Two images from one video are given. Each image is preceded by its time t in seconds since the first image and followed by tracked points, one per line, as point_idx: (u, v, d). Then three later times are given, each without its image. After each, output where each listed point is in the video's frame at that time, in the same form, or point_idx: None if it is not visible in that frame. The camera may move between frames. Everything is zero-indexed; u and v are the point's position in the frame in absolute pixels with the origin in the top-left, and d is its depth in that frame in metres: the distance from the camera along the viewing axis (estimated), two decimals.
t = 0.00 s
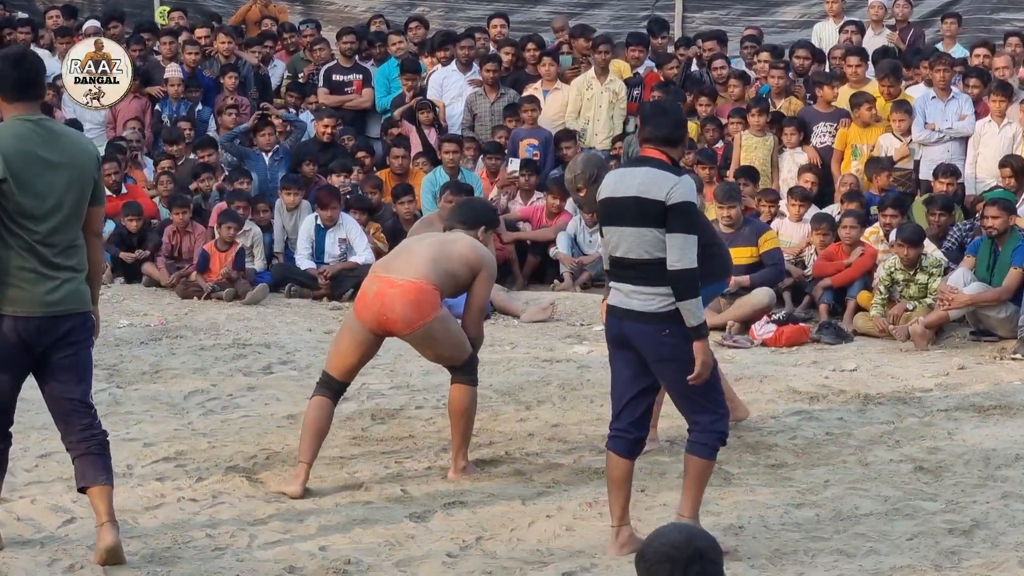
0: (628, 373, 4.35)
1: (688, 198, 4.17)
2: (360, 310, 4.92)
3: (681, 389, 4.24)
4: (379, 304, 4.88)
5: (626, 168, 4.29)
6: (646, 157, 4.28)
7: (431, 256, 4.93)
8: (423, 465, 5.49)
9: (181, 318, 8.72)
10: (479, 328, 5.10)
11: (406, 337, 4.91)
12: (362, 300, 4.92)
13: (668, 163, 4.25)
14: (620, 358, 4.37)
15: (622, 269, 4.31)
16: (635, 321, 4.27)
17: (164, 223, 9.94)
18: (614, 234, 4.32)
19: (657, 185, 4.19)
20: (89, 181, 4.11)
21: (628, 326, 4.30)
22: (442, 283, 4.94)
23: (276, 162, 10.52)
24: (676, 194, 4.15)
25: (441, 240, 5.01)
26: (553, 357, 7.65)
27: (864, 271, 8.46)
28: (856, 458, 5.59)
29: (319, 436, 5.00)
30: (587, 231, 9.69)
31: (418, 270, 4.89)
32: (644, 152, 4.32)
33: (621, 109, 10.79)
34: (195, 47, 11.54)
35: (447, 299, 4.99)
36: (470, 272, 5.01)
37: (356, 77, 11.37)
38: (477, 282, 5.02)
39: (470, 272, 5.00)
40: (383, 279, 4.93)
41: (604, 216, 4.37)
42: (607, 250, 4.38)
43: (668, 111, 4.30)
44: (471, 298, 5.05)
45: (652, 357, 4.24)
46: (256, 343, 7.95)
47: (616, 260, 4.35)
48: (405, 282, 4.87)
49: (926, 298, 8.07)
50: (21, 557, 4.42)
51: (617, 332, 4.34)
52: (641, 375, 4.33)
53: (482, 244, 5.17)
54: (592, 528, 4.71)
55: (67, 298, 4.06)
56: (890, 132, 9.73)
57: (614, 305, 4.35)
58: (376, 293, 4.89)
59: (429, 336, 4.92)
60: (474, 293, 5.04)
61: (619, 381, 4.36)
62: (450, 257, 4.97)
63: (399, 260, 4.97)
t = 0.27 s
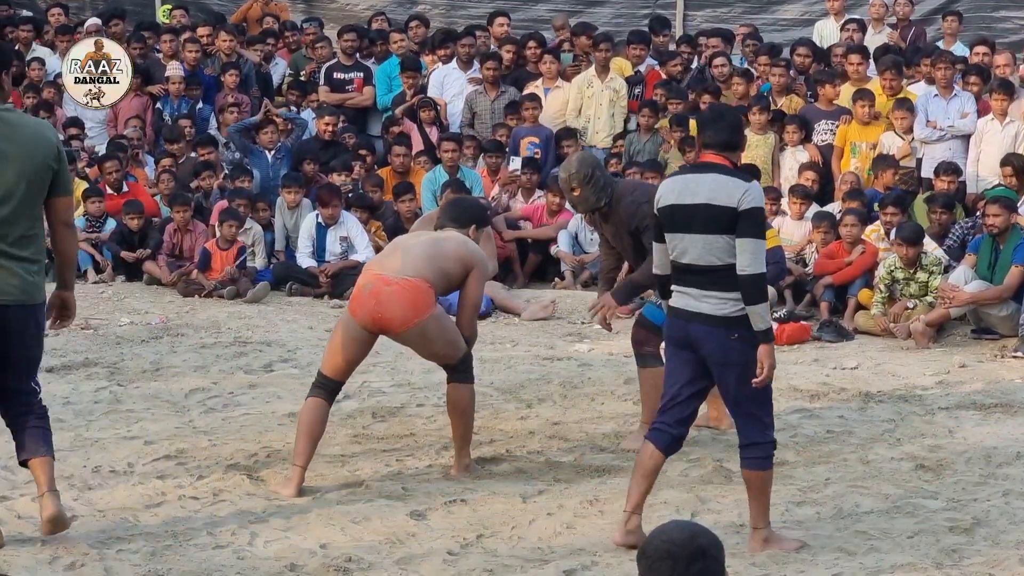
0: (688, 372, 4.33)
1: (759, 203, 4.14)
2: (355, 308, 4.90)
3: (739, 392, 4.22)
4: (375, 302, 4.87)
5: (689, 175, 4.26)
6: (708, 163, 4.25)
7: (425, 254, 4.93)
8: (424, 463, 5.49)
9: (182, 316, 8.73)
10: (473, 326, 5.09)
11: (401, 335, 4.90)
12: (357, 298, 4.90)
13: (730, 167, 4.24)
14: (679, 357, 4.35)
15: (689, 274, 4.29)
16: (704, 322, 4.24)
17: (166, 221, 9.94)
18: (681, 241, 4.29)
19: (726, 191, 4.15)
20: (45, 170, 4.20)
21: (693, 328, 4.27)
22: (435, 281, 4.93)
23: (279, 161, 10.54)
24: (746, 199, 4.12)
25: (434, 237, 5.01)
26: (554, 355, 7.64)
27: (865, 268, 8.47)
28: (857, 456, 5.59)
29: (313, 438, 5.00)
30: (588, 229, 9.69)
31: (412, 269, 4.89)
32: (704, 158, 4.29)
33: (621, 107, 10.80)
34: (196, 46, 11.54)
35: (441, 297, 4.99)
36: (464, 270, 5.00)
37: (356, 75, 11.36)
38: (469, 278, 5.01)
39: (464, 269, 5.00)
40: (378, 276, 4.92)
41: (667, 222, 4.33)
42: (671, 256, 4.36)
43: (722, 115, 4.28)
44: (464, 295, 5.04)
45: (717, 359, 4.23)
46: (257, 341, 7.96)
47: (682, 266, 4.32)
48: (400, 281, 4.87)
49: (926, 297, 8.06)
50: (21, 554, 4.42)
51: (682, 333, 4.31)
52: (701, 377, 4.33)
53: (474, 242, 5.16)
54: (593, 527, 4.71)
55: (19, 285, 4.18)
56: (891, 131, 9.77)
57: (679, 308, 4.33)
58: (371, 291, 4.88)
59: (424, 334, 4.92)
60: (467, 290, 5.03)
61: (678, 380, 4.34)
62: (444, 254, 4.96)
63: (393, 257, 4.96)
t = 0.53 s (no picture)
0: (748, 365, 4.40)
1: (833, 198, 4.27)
2: (362, 308, 4.92)
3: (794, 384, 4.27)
4: (381, 301, 4.89)
5: (754, 169, 4.32)
6: (774, 158, 4.35)
7: (429, 251, 4.94)
8: (425, 461, 5.49)
9: (183, 314, 8.73)
10: (481, 322, 5.08)
11: (409, 333, 4.92)
12: (364, 297, 4.93)
13: (796, 161, 4.34)
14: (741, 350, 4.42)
15: (751, 267, 4.36)
16: (765, 315, 4.31)
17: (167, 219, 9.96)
18: (744, 234, 4.35)
19: (801, 185, 4.25)
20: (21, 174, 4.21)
21: (754, 321, 4.34)
22: (441, 278, 4.95)
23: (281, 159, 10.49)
24: (824, 195, 4.24)
25: (437, 234, 5.01)
26: (555, 354, 7.64)
27: (867, 266, 8.47)
28: (858, 454, 5.59)
29: (310, 438, 4.98)
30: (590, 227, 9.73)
31: (417, 267, 4.91)
32: (768, 151, 4.38)
33: (623, 105, 10.79)
34: (197, 43, 11.53)
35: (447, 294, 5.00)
36: (469, 265, 5.00)
37: (357, 74, 11.35)
38: (475, 273, 5.01)
39: (469, 264, 5.00)
40: (384, 276, 4.94)
41: (728, 215, 4.38)
42: (731, 248, 4.41)
43: (782, 110, 4.41)
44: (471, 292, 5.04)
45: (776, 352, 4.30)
46: (258, 339, 7.96)
47: (744, 259, 4.38)
48: (405, 279, 4.90)
49: (928, 295, 8.08)
50: (22, 552, 4.42)
51: (744, 327, 4.38)
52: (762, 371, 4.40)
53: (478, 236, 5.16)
54: (593, 525, 4.71)
55: None
56: (893, 130, 9.73)
57: (737, 301, 4.40)
58: (377, 291, 4.90)
59: (431, 332, 4.93)
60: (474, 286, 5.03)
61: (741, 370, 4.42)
62: (449, 251, 4.97)
63: (399, 255, 4.98)
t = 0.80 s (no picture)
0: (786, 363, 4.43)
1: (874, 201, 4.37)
2: (366, 312, 4.91)
3: (824, 382, 4.30)
4: (386, 305, 4.87)
5: (797, 172, 4.37)
6: (814, 160, 4.40)
7: (431, 253, 4.94)
8: (427, 462, 5.50)
9: (186, 315, 8.74)
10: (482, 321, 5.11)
11: (413, 336, 4.92)
12: (367, 301, 4.91)
13: (836, 164, 4.40)
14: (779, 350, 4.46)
15: (792, 268, 4.39)
16: (805, 313, 4.34)
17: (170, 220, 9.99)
18: (787, 235, 4.38)
19: (845, 188, 4.33)
20: (9, 180, 4.38)
21: (793, 320, 4.37)
22: (444, 281, 4.96)
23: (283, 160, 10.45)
24: (868, 200, 4.33)
25: (437, 236, 5.02)
26: (557, 354, 7.64)
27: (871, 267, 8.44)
28: (861, 455, 5.59)
29: (313, 439, 4.99)
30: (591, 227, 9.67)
31: (421, 270, 4.90)
32: (807, 154, 4.43)
33: (626, 105, 10.79)
34: (200, 44, 11.51)
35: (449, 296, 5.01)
36: (469, 265, 5.02)
37: (359, 74, 11.38)
38: (477, 274, 5.03)
39: (469, 264, 5.01)
40: (388, 280, 4.92)
41: (770, 216, 4.41)
42: (771, 249, 4.44)
43: (824, 113, 4.40)
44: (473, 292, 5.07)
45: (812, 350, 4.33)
46: (260, 340, 7.96)
47: (784, 260, 4.41)
48: (409, 282, 4.89)
49: (930, 296, 8.09)
50: (25, 553, 4.42)
51: (782, 325, 4.39)
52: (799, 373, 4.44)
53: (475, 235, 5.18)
54: (596, 526, 4.71)
55: None
56: (896, 131, 9.66)
57: (774, 299, 4.42)
58: (382, 295, 4.89)
59: (435, 334, 4.94)
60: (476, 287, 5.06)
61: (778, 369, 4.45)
62: (451, 253, 4.98)
63: (400, 258, 4.97)
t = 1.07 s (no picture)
0: (827, 360, 4.52)
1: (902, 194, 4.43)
2: (369, 315, 4.91)
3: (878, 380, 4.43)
4: (389, 308, 4.88)
5: (824, 172, 4.45)
6: (840, 160, 4.47)
7: (434, 256, 4.94)
8: (429, 463, 5.50)
9: (188, 316, 8.75)
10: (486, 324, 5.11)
11: (416, 339, 4.93)
12: (371, 303, 4.92)
13: (862, 161, 4.47)
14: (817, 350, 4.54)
15: (827, 267, 4.48)
16: (847, 314, 4.43)
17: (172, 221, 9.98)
18: (819, 235, 4.47)
19: (873, 184, 4.39)
20: (4, 171, 4.66)
21: (834, 321, 4.46)
22: (448, 283, 4.96)
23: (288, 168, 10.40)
24: (895, 194, 4.38)
25: (442, 237, 5.02)
26: (559, 356, 7.65)
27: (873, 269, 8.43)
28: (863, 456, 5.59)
29: (315, 441, 4.98)
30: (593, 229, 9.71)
31: (424, 273, 4.91)
32: (833, 154, 4.50)
33: (628, 107, 10.79)
34: (202, 45, 11.52)
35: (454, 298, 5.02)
36: (474, 267, 5.02)
37: (362, 75, 11.41)
38: (481, 276, 5.03)
39: (473, 265, 5.01)
40: (391, 283, 4.93)
41: (801, 217, 4.50)
42: (805, 249, 4.53)
43: (848, 115, 4.47)
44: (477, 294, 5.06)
45: (861, 348, 4.42)
46: (263, 341, 7.97)
47: (818, 259, 4.50)
48: (413, 285, 4.90)
49: (932, 298, 8.08)
50: (28, 554, 4.43)
51: (822, 327, 4.49)
52: (839, 370, 4.53)
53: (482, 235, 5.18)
54: (598, 526, 4.72)
55: None
56: (898, 132, 9.69)
57: (815, 301, 4.52)
58: (385, 297, 4.90)
59: (439, 337, 4.95)
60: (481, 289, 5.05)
61: (818, 368, 4.53)
62: (455, 255, 4.98)
63: (404, 260, 4.97)
